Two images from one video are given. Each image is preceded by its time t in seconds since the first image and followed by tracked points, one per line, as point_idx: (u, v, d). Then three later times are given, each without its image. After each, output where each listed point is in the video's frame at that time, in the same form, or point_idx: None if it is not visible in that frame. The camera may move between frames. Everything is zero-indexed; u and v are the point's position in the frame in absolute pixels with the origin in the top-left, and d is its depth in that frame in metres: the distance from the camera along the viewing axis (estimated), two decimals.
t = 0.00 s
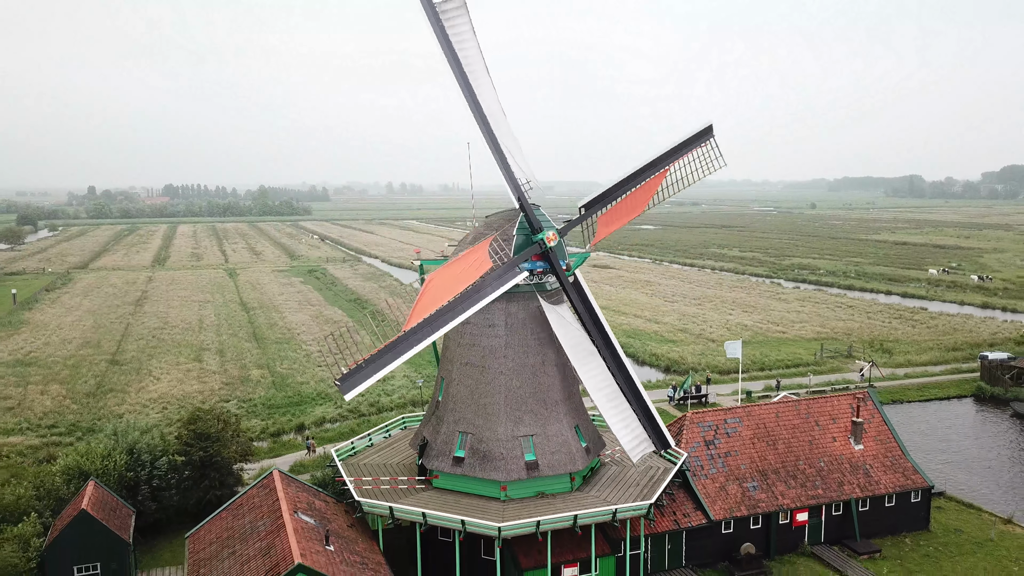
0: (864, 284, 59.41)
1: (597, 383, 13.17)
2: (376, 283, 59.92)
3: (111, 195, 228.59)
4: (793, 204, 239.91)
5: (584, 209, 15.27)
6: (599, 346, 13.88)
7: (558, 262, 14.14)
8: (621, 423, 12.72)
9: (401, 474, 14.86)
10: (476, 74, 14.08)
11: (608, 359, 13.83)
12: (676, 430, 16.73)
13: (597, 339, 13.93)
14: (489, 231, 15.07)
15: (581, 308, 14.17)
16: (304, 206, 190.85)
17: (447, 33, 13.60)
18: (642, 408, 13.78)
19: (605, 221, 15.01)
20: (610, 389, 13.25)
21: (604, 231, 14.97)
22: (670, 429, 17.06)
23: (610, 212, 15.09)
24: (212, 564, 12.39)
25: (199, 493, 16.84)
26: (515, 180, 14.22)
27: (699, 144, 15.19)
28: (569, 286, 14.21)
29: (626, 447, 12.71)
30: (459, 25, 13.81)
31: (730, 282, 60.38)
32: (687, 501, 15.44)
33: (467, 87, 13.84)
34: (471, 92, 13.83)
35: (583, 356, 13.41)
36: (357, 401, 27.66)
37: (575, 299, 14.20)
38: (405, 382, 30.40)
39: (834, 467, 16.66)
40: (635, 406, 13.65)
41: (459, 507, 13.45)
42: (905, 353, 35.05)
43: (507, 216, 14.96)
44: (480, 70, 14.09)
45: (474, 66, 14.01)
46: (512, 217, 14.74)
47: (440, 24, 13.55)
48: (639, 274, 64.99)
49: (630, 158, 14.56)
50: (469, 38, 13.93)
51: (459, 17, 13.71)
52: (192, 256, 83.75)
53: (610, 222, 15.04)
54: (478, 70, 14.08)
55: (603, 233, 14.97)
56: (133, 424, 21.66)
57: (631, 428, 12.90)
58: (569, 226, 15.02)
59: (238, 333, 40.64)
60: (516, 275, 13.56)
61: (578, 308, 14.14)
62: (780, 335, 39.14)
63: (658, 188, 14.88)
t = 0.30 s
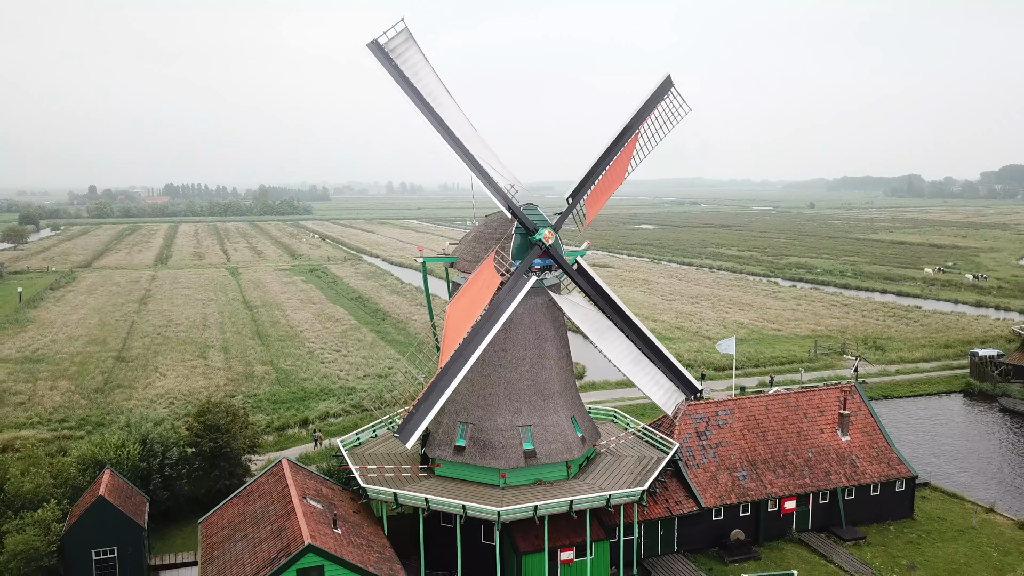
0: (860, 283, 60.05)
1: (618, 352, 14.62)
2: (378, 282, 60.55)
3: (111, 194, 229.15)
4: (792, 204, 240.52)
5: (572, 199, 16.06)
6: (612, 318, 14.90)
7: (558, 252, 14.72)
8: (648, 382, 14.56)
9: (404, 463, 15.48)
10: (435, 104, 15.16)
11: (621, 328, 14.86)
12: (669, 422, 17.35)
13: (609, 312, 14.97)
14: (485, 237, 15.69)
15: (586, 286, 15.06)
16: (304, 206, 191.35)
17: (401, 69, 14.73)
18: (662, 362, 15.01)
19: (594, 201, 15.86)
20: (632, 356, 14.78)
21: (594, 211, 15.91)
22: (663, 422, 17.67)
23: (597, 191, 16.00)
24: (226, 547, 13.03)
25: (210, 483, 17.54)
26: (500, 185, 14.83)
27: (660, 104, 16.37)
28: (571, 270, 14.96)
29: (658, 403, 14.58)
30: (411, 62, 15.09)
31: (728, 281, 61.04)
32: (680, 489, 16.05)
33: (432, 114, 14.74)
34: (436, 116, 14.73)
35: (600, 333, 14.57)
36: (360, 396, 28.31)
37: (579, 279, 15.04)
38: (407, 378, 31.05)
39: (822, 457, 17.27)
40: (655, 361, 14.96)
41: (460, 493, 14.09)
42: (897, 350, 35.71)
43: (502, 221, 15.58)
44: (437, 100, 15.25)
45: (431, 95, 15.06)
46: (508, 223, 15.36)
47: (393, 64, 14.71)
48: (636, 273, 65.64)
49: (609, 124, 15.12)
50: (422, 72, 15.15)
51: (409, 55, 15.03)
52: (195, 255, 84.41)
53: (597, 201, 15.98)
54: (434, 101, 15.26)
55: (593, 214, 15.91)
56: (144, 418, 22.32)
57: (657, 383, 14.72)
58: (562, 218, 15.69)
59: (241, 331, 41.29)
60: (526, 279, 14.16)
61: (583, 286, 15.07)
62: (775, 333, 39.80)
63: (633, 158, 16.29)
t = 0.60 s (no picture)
0: (856, 282, 60.68)
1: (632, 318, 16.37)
2: (379, 281, 61.18)
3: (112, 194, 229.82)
4: (791, 204, 241.05)
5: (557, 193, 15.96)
6: (622, 290, 16.16)
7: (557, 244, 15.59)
8: (662, 337, 16.46)
9: (408, 453, 16.15)
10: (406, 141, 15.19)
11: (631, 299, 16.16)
12: (662, 414, 17.99)
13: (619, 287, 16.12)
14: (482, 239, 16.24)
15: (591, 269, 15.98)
16: (305, 205, 191.96)
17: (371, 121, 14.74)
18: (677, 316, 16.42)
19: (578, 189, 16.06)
20: (646, 317, 16.42)
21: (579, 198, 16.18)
22: (656, 414, 18.30)
23: (578, 177, 16.13)
24: (239, 531, 13.68)
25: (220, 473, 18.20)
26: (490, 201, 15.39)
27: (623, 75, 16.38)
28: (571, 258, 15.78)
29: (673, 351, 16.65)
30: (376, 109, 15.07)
31: (725, 280, 61.69)
32: (672, 479, 16.70)
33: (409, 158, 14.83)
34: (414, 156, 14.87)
35: (613, 306, 16.26)
36: (363, 392, 28.97)
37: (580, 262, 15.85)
38: (409, 375, 31.70)
39: (810, 448, 17.94)
40: (667, 314, 16.43)
41: (462, 480, 14.75)
42: (890, 347, 36.36)
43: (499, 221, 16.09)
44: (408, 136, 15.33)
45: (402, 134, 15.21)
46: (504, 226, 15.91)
47: (361, 118, 14.78)
48: (635, 272, 66.28)
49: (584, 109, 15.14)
50: (389, 114, 15.18)
51: (371, 102, 15.11)
52: (197, 254, 85.12)
53: (580, 189, 16.22)
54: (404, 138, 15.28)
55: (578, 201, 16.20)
56: (153, 412, 22.98)
57: (671, 337, 16.47)
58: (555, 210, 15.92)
59: (245, 329, 41.97)
60: (537, 279, 15.10)
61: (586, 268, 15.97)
62: (770, 331, 40.45)
63: (601, 137, 16.56)
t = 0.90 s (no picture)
0: (852, 281, 61.37)
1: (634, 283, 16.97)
2: (380, 279, 61.88)
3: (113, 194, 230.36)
4: (790, 203, 241.64)
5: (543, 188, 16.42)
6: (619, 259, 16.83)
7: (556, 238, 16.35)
8: (668, 291, 16.91)
9: (411, 443, 16.85)
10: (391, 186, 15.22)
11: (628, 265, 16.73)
12: (655, 406, 18.68)
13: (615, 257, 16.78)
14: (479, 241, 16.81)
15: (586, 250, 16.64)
16: (305, 204, 192.57)
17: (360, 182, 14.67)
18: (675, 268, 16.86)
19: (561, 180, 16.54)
20: (649, 278, 16.95)
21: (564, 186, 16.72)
22: (650, 407, 18.99)
23: (559, 167, 16.58)
24: (251, 516, 14.39)
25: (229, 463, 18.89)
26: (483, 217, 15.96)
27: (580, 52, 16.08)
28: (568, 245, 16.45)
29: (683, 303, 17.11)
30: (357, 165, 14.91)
31: (722, 279, 62.39)
32: (665, 468, 17.40)
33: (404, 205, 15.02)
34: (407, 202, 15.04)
35: (615, 276, 16.94)
36: (366, 387, 29.67)
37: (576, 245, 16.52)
38: (410, 371, 32.40)
39: (798, 439, 18.64)
40: (667, 270, 16.94)
41: (463, 468, 15.45)
42: (882, 345, 37.06)
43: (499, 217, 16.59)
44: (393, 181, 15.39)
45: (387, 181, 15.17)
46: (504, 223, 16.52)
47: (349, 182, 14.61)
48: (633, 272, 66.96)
49: (552, 107, 15.23)
50: (372, 166, 15.11)
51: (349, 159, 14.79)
52: (199, 253, 85.81)
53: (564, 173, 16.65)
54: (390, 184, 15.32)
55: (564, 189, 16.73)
56: (163, 405, 23.69)
57: (677, 289, 16.92)
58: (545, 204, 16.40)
59: (248, 326, 42.65)
60: (545, 277, 15.75)
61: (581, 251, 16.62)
62: (766, 329, 41.14)
63: (570, 117, 16.92)
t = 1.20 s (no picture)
0: (847, 281, 62.10)
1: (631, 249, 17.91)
2: (381, 279, 62.62)
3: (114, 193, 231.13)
4: (789, 203, 242.35)
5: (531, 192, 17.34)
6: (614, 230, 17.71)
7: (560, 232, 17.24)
8: (666, 247, 17.81)
9: (415, 434, 17.56)
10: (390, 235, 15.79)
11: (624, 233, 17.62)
12: (649, 400, 19.41)
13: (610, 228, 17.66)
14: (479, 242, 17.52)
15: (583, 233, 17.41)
16: (305, 204, 193.28)
17: (367, 243, 15.24)
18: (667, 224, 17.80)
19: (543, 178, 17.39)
20: (646, 242, 17.86)
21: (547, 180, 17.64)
22: (644, 400, 19.72)
23: (540, 166, 17.46)
24: (263, 503, 15.13)
25: (240, 454, 19.61)
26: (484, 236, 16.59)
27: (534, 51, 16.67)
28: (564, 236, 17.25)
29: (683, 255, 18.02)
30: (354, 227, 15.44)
31: (719, 278, 63.11)
32: (658, 459, 18.13)
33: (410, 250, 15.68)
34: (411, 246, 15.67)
35: (615, 247, 17.77)
36: (370, 383, 30.42)
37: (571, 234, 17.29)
38: (413, 367, 33.16)
39: (787, 432, 19.36)
40: (660, 228, 17.81)
41: (465, 458, 16.17)
42: (875, 342, 37.80)
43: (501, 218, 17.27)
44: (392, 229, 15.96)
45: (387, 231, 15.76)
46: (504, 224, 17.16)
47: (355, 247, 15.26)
48: (631, 271, 67.69)
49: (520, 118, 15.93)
50: (369, 221, 15.60)
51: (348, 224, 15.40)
52: (201, 253, 86.54)
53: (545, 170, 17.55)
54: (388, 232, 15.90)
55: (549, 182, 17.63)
56: (173, 400, 24.44)
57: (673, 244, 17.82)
58: (535, 204, 17.30)
59: (252, 324, 43.40)
60: (551, 275, 16.58)
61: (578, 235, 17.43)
62: (761, 327, 41.92)
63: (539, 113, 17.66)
